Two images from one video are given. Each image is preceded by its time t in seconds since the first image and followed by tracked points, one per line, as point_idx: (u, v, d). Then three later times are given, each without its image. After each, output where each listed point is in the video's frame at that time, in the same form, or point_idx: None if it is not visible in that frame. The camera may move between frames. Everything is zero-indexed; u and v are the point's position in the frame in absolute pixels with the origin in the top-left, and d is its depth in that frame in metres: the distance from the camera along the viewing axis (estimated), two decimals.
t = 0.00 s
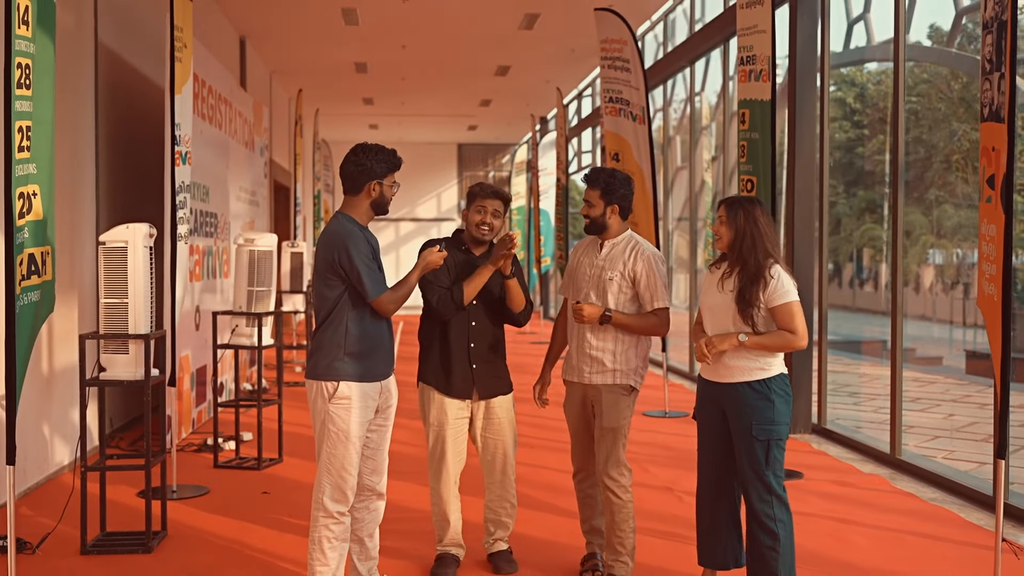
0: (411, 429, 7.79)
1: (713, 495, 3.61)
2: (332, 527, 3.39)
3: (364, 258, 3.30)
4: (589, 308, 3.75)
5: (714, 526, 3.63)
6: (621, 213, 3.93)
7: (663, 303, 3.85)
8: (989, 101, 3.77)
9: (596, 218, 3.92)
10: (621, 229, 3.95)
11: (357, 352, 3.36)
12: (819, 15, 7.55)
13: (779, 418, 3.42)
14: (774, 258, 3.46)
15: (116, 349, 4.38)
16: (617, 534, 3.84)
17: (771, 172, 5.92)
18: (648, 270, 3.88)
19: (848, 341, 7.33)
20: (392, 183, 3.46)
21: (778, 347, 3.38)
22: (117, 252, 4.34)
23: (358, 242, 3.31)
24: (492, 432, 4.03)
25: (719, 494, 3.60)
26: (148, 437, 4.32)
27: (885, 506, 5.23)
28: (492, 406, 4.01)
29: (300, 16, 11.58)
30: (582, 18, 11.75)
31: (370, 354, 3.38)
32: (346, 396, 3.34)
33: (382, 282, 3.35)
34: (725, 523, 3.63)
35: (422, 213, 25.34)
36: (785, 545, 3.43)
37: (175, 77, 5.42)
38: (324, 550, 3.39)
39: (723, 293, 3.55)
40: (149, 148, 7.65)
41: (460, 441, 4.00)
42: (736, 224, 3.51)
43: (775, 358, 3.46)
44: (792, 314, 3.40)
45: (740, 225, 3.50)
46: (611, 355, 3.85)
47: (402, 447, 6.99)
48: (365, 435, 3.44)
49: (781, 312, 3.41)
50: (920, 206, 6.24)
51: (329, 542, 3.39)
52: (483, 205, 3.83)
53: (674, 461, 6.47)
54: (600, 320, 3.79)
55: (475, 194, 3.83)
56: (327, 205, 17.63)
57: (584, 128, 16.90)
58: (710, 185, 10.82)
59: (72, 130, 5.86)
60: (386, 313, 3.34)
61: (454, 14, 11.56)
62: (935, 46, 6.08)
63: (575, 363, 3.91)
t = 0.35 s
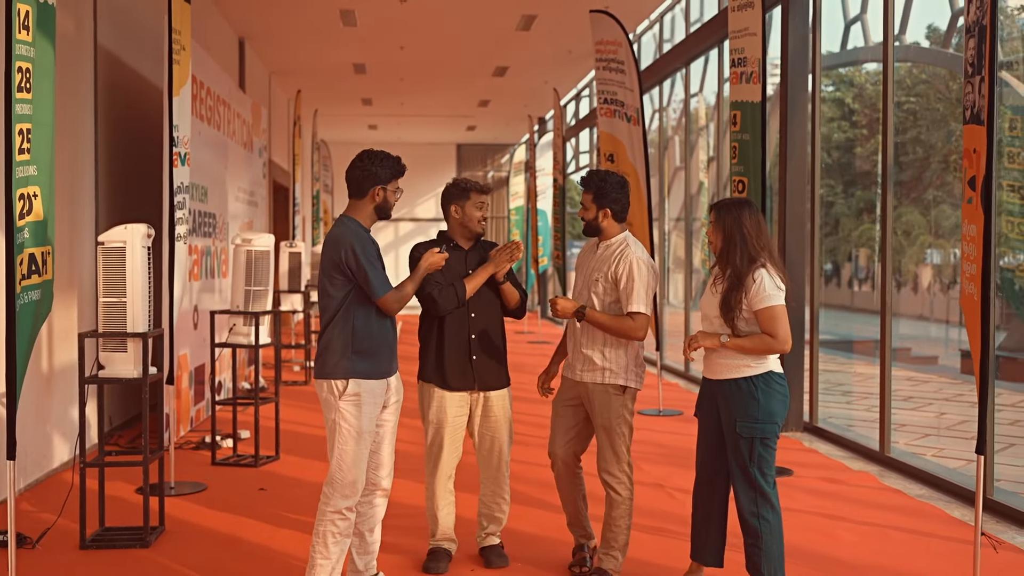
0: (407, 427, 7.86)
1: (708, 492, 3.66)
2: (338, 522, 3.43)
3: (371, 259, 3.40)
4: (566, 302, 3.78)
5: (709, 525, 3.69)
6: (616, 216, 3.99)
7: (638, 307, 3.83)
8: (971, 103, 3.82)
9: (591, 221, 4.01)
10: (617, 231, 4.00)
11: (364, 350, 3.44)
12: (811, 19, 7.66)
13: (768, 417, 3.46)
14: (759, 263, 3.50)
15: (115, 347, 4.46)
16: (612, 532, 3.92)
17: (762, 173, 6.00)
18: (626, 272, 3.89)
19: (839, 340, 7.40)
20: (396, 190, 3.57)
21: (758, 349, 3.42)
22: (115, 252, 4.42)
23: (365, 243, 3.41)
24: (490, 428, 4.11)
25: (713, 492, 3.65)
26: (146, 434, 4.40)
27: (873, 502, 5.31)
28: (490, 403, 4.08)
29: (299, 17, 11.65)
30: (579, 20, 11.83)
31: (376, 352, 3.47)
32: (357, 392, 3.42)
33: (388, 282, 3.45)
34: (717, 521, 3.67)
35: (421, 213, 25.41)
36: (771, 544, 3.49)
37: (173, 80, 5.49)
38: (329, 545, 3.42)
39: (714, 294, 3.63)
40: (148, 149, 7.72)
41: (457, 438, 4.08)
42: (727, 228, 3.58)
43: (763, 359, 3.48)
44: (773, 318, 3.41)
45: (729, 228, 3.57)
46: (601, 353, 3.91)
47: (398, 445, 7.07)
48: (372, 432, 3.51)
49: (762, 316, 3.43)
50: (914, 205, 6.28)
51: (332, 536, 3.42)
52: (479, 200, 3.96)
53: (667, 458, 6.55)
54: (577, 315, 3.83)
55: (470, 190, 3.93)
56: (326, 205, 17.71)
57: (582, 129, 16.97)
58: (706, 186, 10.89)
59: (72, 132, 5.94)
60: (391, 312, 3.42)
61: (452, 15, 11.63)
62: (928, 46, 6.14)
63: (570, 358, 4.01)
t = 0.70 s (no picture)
0: (406, 425, 7.93)
1: (697, 489, 3.72)
2: (350, 515, 3.50)
3: (376, 256, 3.49)
4: (567, 306, 3.94)
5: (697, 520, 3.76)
6: (616, 217, 4.05)
7: (638, 306, 3.88)
8: (961, 105, 3.88)
9: (592, 220, 4.08)
10: (619, 232, 4.06)
11: (374, 347, 3.51)
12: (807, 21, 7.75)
13: (752, 414, 3.52)
14: (754, 262, 3.56)
15: (116, 345, 4.51)
16: (608, 526, 3.96)
17: (757, 173, 6.07)
18: (625, 272, 3.95)
19: (835, 340, 7.46)
20: (399, 191, 3.62)
21: (747, 346, 3.49)
22: (117, 250, 4.48)
23: (371, 242, 3.50)
24: (489, 423, 4.19)
25: (701, 489, 3.71)
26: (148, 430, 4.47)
27: (866, 499, 5.37)
28: (490, 397, 4.16)
29: (299, 18, 11.71)
30: (577, 20, 11.88)
31: (387, 348, 3.54)
32: (369, 388, 3.49)
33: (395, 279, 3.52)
34: (706, 516, 3.73)
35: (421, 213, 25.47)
36: (760, 538, 3.55)
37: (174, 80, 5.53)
38: (340, 537, 3.50)
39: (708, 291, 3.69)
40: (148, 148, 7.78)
41: (459, 434, 4.12)
42: (724, 228, 3.64)
43: (750, 357, 3.56)
44: (764, 317, 3.48)
45: (727, 226, 3.63)
46: (602, 350, 3.96)
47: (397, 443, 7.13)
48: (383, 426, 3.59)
49: (754, 315, 3.50)
50: (913, 205, 6.31)
51: (343, 528, 3.50)
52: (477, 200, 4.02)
53: (663, 456, 6.61)
54: (580, 317, 3.96)
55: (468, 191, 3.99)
56: (326, 204, 17.77)
57: (581, 129, 17.02)
58: (704, 186, 10.95)
59: (74, 132, 5.99)
60: (398, 309, 3.49)
61: (452, 15, 11.67)
62: (925, 47, 6.18)
63: (571, 357, 4.07)
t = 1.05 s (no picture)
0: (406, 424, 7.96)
1: (690, 488, 3.75)
2: (349, 512, 3.54)
3: (376, 255, 3.54)
4: (575, 308, 4.01)
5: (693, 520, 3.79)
6: (614, 218, 4.09)
7: (645, 298, 3.94)
8: (957, 107, 3.91)
9: (589, 226, 4.09)
10: (614, 232, 4.11)
11: (375, 345, 3.55)
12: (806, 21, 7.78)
13: (746, 411, 3.58)
14: (743, 261, 3.61)
15: (119, 345, 4.54)
16: (607, 522, 4.00)
17: (755, 173, 6.10)
18: (630, 269, 4.00)
19: (834, 341, 7.48)
20: (395, 189, 3.64)
21: (738, 345, 3.53)
22: (119, 251, 4.52)
23: (370, 239, 3.56)
24: (489, 421, 4.23)
25: (694, 489, 3.74)
26: (150, 429, 4.50)
27: (864, 497, 5.40)
28: (491, 396, 4.19)
29: (298, 19, 11.75)
30: (577, 21, 11.92)
31: (388, 347, 3.57)
32: (369, 385, 3.52)
33: (394, 278, 3.56)
34: (698, 516, 3.76)
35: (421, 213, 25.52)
36: (757, 535, 3.59)
37: (176, 81, 5.56)
38: (339, 532, 3.54)
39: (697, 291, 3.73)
40: (149, 149, 7.81)
41: (461, 432, 4.15)
42: (713, 228, 3.68)
43: (740, 356, 3.60)
44: (754, 317, 3.52)
45: (715, 225, 3.67)
46: (614, 349, 3.99)
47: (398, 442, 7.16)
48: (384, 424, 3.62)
49: (744, 314, 3.55)
50: (912, 205, 6.34)
51: (342, 525, 3.54)
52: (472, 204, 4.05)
53: (662, 455, 6.64)
54: (590, 317, 4.02)
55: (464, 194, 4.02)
56: (326, 204, 17.80)
57: (581, 129, 17.04)
58: (704, 186, 10.98)
59: (77, 133, 6.02)
60: (398, 308, 3.54)
61: (452, 16, 11.70)
62: (924, 48, 6.21)
63: (584, 359, 4.10)
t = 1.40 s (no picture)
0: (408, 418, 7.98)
1: (690, 475, 3.76)
2: (347, 498, 3.55)
3: (372, 242, 3.56)
4: (583, 302, 4.05)
5: (694, 506, 3.80)
6: (609, 212, 4.10)
7: (648, 287, 3.94)
8: (958, 98, 3.93)
9: (586, 222, 4.10)
10: (607, 224, 4.10)
11: (371, 333, 3.56)
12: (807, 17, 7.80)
13: (743, 398, 3.59)
14: (733, 248, 3.63)
15: (123, 334, 4.56)
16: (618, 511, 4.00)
17: (756, 166, 6.13)
18: (630, 260, 4.01)
19: (834, 338, 7.49)
20: (386, 176, 3.64)
21: (735, 330, 3.55)
22: (123, 241, 4.54)
23: (365, 226, 3.58)
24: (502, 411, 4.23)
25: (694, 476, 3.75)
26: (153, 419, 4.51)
27: (866, 489, 5.41)
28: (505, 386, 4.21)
29: (300, 15, 11.76)
30: (578, 18, 11.94)
31: (383, 334, 3.58)
32: (364, 372, 3.54)
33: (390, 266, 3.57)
34: (701, 501, 3.79)
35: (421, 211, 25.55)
36: (757, 520, 3.60)
37: (179, 75, 5.57)
38: (337, 520, 3.55)
39: (690, 279, 3.75)
40: (152, 144, 7.82)
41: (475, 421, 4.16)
42: (701, 215, 3.70)
43: (737, 342, 3.62)
44: (748, 301, 3.55)
45: (703, 213, 3.69)
46: (625, 339, 4.02)
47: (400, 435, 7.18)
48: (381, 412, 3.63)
49: (738, 299, 3.57)
50: (912, 204, 6.35)
51: (341, 512, 3.55)
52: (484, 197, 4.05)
53: (664, 448, 6.66)
54: (598, 310, 4.04)
55: (472, 189, 4.04)
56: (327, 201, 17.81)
57: (581, 126, 17.06)
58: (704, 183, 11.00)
59: (80, 126, 6.03)
60: (395, 295, 3.55)
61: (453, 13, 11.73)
62: (925, 46, 6.22)
63: (597, 351, 4.13)
